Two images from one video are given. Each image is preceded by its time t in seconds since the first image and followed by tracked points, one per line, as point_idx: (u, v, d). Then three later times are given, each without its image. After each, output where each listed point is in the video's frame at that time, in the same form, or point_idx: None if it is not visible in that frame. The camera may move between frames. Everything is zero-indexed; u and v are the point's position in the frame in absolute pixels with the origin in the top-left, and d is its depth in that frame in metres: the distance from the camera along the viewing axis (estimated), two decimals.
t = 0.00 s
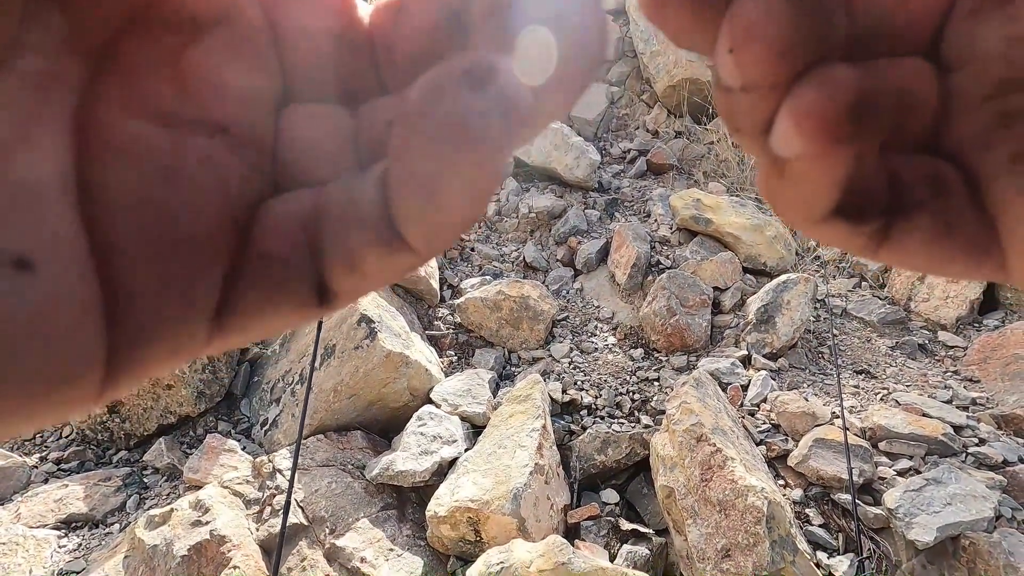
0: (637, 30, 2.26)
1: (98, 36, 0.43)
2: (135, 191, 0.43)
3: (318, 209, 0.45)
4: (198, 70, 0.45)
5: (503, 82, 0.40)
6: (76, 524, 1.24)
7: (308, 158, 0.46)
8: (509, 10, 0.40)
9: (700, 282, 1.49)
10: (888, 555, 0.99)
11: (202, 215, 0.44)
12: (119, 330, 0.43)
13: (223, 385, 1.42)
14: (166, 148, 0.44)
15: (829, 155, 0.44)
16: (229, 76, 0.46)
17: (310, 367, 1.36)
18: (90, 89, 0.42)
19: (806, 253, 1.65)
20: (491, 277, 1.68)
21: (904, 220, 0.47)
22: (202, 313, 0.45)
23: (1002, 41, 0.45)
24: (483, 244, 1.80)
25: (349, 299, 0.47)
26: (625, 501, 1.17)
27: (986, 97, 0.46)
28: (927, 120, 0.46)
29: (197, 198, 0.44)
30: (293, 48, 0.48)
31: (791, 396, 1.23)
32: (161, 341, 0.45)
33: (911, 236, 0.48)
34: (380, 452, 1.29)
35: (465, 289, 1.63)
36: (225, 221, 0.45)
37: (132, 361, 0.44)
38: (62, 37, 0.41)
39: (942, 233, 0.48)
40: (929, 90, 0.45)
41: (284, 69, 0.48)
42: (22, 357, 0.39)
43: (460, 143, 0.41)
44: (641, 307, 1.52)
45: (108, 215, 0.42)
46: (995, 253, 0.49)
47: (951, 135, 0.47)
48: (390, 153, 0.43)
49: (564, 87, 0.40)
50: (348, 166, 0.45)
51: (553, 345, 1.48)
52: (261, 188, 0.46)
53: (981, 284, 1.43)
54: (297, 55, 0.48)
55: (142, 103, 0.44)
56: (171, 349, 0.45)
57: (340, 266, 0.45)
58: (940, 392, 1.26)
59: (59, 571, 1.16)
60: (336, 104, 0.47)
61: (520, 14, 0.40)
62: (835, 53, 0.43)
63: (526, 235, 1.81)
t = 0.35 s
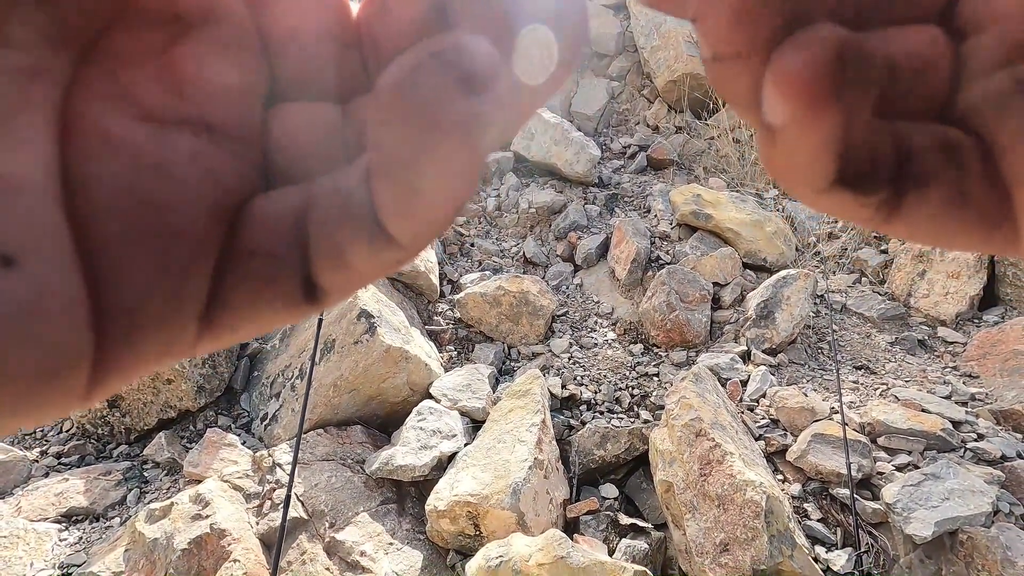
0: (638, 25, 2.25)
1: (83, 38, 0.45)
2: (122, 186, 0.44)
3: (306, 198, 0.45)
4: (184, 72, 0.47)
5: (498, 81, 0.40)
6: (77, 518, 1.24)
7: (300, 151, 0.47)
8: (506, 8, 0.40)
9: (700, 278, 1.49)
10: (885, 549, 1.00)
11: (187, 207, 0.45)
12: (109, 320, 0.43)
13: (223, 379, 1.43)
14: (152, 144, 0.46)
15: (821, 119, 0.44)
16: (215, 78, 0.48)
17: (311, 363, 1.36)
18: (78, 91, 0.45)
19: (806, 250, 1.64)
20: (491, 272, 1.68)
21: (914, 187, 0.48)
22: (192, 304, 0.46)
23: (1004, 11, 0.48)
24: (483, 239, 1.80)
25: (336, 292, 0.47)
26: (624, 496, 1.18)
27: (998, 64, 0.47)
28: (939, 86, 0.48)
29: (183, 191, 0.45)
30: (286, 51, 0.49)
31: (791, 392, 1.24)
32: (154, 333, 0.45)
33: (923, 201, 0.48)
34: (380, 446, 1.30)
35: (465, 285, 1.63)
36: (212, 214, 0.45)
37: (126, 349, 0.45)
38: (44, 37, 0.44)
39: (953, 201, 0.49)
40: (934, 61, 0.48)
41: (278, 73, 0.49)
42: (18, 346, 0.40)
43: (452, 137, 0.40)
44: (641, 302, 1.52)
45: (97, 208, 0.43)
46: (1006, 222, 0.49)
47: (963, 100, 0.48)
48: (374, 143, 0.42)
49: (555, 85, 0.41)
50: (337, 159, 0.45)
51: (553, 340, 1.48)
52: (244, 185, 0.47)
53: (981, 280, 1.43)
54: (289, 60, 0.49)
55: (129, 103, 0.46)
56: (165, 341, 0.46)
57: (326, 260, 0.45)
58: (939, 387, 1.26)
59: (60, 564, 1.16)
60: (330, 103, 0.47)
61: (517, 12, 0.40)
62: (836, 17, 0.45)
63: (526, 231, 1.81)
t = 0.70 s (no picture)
0: (638, 26, 2.25)
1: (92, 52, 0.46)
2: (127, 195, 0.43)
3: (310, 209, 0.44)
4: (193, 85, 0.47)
5: (501, 79, 0.39)
6: (76, 521, 1.24)
7: (302, 161, 0.46)
8: (506, 7, 0.39)
9: (701, 279, 1.49)
10: (888, 552, 1.00)
11: (194, 215, 0.44)
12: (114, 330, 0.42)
13: (223, 381, 1.42)
14: (158, 155, 0.45)
15: (819, 136, 0.44)
16: (224, 91, 0.48)
17: (311, 364, 1.35)
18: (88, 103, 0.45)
19: (806, 251, 1.64)
20: (491, 274, 1.68)
21: (915, 198, 0.48)
22: (200, 321, 0.44)
23: (1005, 14, 0.48)
24: (483, 241, 1.79)
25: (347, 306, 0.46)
26: (625, 499, 1.17)
27: (998, 75, 0.48)
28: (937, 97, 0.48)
29: (190, 200, 0.44)
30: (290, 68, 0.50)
31: (792, 393, 1.23)
32: (160, 347, 0.43)
33: (924, 212, 0.49)
34: (380, 448, 1.29)
35: (465, 286, 1.63)
36: (220, 224, 0.44)
37: (132, 363, 0.43)
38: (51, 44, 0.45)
39: (951, 211, 0.49)
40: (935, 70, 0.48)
41: (286, 85, 0.49)
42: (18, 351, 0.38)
43: (456, 137, 0.40)
44: (642, 303, 1.52)
45: (99, 214, 0.43)
46: (1002, 230, 0.50)
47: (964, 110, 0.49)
48: (381, 147, 0.42)
49: (562, 85, 0.39)
50: (341, 170, 0.45)
51: (553, 342, 1.48)
52: (252, 196, 0.45)
53: (982, 281, 1.43)
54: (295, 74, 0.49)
55: (136, 114, 0.46)
56: (172, 359, 0.44)
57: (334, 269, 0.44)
58: (941, 389, 1.26)
59: (58, 567, 1.15)
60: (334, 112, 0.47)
61: (519, 10, 0.39)
62: (834, 32, 0.45)
63: (527, 232, 1.81)
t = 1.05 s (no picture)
0: (637, 23, 2.24)
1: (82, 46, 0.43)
2: (121, 203, 0.41)
3: (309, 221, 0.42)
4: (191, 88, 0.46)
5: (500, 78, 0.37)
6: (74, 519, 1.24)
7: (301, 171, 0.46)
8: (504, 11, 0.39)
9: (700, 277, 1.48)
10: (888, 550, 1.00)
11: (193, 225, 0.42)
12: (108, 343, 0.40)
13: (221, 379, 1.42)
14: (155, 160, 0.43)
15: (831, 133, 0.43)
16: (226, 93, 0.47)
17: (310, 362, 1.35)
18: (76, 99, 0.42)
19: (806, 249, 1.64)
20: (490, 271, 1.67)
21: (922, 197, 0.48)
22: (198, 336, 0.43)
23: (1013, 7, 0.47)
24: (482, 238, 1.79)
25: (343, 323, 0.45)
26: (624, 497, 1.17)
27: (1003, 74, 0.47)
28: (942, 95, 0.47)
29: (188, 210, 0.42)
30: (294, 76, 0.51)
31: (792, 391, 1.23)
32: (152, 363, 0.42)
33: (930, 210, 0.49)
34: (379, 446, 1.29)
35: (464, 284, 1.62)
36: (220, 235, 0.43)
37: (123, 381, 0.41)
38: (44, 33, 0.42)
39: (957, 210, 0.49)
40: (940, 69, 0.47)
41: (290, 91, 0.50)
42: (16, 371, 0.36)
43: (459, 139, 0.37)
44: (641, 301, 1.51)
45: (98, 222, 0.40)
46: (1008, 227, 0.50)
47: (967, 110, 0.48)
48: (369, 149, 0.38)
49: (555, 89, 0.40)
50: (339, 179, 0.45)
51: (552, 340, 1.48)
52: (249, 207, 0.44)
53: (982, 279, 1.43)
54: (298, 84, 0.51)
55: (128, 114, 0.43)
56: (167, 375, 0.43)
57: (331, 286, 0.42)
58: (940, 387, 1.26)
59: (56, 565, 1.15)
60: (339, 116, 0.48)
61: (518, 10, 0.39)
62: (843, 25, 0.44)
63: (526, 230, 1.80)
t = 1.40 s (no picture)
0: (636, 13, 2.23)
1: (87, 36, 0.39)
2: (131, 211, 0.39)
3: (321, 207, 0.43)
4: (203, 88, 0.43)
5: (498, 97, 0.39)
6: (72, 511, 1.24)
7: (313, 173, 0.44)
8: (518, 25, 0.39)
9: (697, 269, 1.48)
10: (882, 540, 1.00)
11: (204, 237, 0.41)
12: (115, 352, 0.38)
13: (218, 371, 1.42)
14: (164, 166, 0.41)
15: (825, 94, 0.44)
16: (238, 91, 0.43)
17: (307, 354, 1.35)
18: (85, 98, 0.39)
19: (803, 242, 1.64)
20: (488, 263, 1.67)
21: (920, 167, 0.47)
22: (206, 346, 0.42)
23: None
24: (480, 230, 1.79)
25: (351, 331, 0.45)
26: (621, 488, 1.18)
27: (1004, 41, 0.46)
28: (942, 65, 0.47)
29: (199, 219, 0.41)
30: (305, 62, 0.45)
31: (788, 383, 1.23)
32: (159, 370, 0.40)
33: (927, 182, 0.48)
34: (377, 438, 1.29)
35: (462, 276, 1.62)
36: (230, 243, 0.42)
37: (134, 393, 0.39)
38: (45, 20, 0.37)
39: (958, 179, 0.48)
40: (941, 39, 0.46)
41: (301, 86, 0.45)
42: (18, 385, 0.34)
43: (458, 145, 0.39)
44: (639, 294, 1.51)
45: (105, 228, 0.38)
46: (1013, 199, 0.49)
47: (968, 81, 0.47)
48: (371, 155, 0.42)
49: (559, 89, 0.39)
50: (345, 181, 0.43)
51: (550, 332, 1.48)
52: (258, 213, 0.43)
53: (978, 272, 1.42)
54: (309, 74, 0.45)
55: (136, 111, 0.40)
56: (174, 385, 0.41)
57: (335, 267, 0.42)
58: (936, 379, 1.26)
59: (54, 556, 1.16)
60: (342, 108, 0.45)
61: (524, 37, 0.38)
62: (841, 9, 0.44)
63: (524, 222, 1.80)
